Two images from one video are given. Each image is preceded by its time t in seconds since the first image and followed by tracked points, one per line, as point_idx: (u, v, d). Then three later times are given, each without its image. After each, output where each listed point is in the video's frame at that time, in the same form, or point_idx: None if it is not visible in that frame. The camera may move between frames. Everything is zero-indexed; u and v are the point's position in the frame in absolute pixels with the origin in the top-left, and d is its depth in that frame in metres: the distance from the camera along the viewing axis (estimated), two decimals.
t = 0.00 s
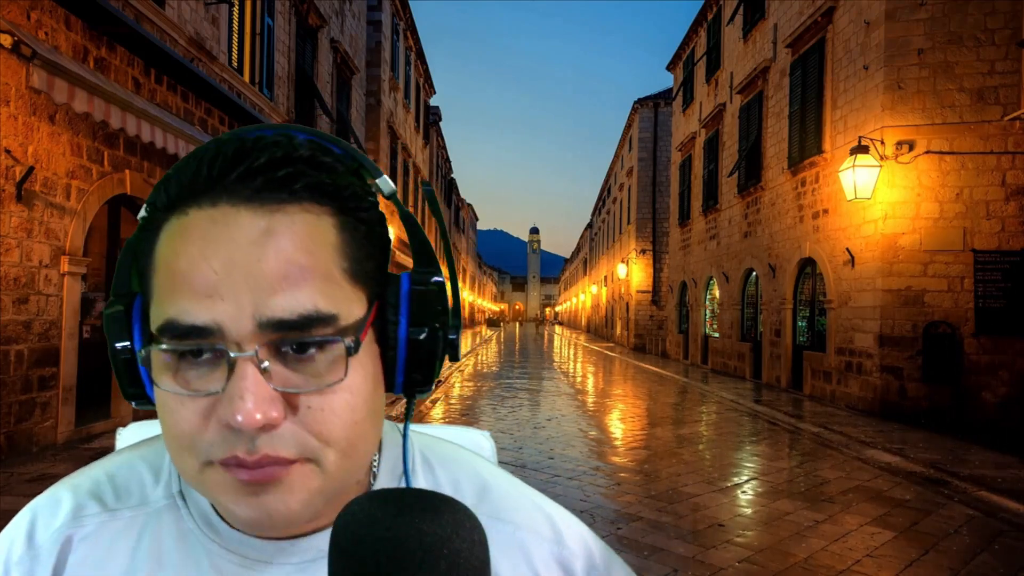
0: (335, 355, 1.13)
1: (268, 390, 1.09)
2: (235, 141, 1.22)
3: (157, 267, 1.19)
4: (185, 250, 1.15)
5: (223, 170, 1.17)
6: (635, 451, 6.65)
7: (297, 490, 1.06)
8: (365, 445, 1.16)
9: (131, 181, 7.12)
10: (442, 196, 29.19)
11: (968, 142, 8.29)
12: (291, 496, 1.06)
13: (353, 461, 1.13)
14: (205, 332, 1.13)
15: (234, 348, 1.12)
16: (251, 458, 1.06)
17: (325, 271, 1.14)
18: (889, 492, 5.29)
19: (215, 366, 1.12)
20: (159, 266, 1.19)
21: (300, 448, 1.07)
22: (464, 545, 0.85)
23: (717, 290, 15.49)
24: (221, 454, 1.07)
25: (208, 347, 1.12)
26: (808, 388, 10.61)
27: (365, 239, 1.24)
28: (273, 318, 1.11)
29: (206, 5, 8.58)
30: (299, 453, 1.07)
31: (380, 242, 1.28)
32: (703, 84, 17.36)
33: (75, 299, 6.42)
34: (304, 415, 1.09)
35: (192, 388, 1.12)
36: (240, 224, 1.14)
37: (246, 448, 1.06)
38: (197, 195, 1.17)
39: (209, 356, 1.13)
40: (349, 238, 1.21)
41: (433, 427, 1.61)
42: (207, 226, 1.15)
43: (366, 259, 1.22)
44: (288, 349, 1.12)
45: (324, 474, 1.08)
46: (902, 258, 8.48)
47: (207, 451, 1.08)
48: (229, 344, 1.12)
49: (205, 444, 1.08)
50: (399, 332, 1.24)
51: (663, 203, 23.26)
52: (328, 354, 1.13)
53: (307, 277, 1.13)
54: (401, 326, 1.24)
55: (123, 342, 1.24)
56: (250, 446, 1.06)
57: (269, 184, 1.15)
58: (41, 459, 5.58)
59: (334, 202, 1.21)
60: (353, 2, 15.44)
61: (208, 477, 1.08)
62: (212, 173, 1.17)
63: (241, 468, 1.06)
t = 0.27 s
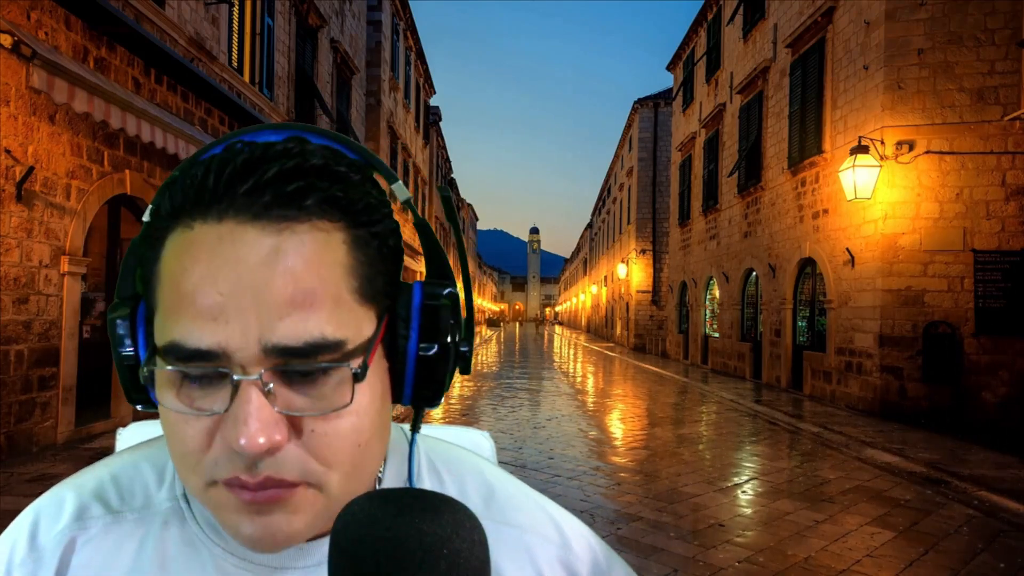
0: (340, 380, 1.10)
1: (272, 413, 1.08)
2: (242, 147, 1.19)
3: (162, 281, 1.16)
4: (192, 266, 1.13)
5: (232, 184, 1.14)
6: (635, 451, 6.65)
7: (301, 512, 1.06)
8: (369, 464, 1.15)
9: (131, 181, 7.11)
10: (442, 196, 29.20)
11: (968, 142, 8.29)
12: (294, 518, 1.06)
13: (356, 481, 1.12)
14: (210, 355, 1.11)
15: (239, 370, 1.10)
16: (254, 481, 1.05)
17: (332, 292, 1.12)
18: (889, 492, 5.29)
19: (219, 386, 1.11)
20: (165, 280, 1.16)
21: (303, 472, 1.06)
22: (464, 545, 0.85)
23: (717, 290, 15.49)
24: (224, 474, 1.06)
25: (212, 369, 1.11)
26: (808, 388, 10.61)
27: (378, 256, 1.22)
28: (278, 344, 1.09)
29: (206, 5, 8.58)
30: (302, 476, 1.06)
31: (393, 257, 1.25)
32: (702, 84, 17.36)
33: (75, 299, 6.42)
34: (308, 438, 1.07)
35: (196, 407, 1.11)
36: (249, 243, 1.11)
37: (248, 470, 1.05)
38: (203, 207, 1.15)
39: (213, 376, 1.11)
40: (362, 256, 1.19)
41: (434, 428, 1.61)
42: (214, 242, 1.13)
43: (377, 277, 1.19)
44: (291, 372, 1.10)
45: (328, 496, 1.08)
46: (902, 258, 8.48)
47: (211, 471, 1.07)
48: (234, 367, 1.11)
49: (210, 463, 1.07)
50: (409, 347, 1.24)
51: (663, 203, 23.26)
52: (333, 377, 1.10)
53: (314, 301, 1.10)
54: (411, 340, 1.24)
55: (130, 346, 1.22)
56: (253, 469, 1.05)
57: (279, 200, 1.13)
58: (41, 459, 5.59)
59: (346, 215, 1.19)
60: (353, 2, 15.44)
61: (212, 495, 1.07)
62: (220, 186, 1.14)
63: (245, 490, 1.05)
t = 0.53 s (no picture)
0: (328, 395, 1.09)
1: (260, 427, 1.08)
2: (235, 150, 1.17)
3: (154, 290, 1.15)
4: (183, 277, 1.12)
5: (222, 193, 1.13)
6: (635, 451, 6.65)
7: (291, 523, 1.06)
8: (363, 475, 1.15)
9: (130, 181, 7.11)
10: (442, 196, 29.20)
11: (968, 142, 8.29)
12: (284, 529, 1.06)
13: (347, 493, 1.11)
14: (196, 369, 1.11)
15: (226, 385, 1.10)
16: (241, 492, 1.06)
17: (322, 304, 1.10)
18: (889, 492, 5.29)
19: (207, 399, 1.11)
20: (156, 289, 1.15)
21: (291, 485, 1.06)
22: (464, 545, 0.85)
23: (717, 290, 15.49)
24: (213, 486, 1.07)
25: (200, 382, 1.10)
26: (808, 388, 10.61)
27: (374, 264, 1.20)
28: (264, 359, 1.08)
29: (206, 5, 8.58)
30: (290, 490, 1.06)
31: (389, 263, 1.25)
32: (703, 84, 17.37)
33: (75, 299, 6.42)
34: (296, 451, 1.07)
35: (187, 417, 1.11)
36: (240, 254, 1.10)
37: (236, 483, 1.05)
38: (193, 215, 1.14)
39: (201, 389, 1.11)
40: (357, 264, 1.18)
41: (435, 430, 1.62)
42: (206, 251, 1.13)
43: (373, 285, 1.18)
44: (279, 386, 1.09)
45: (318, 508, 1.08)
46: (902, 258, 8.47)
47: (201, 483, 1.08)
48: (221, 380, 1.10)
49: (200, 475, 1.08)
50: (407, 356, 1.23)
51: (663, 203, 23.26)
52: (321, 391, 1.09)
53: (301, 315, 1.09)
54: (409, 348, 1.23)
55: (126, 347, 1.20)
56: (241, 481, 1.06)
57: (270, 208, 1.12)
58: (41, 459, 5.59)
59: (340, 223, 1.18)
60: (353, 2, 15.44)
61: (203, 507, 1.08)
62: (210, 194, 1.13)
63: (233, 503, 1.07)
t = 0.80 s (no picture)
0: (325, 396, 1.09)
1: (257, 426, 1.07)
2: (236, 152, 1.18)
3: (153, 291, 1.15)
4: (182, 276, 1.12)
5: (220, 194, 1.13)
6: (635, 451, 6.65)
7: (289, 522, 1.05)
8: (361, 474, 1.14)
9: (130, 181, 7.11)
10: (442, 196, 29.19)
11: (968, 142, 8.29)
12: (282, 528, 1.05)
13: (345, 492, 1.10)
14: (194, 369, 1.10)
15: (223, 384, 1.09)
16: (239, 492, 1.05)
17: (318, 306, 1.09)
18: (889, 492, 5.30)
19: (204, 399, 1.10)
20: (154, 290, 1.15)
21: (289, 482, 1.05)
22: (464, 545, 0.85)
23: (717, 290, 15.49)
24: (211, 485, 1.06)
25: (197, 382, 1.10)
26: (808, 388, 10.61)
27: (373, 265, 1.21)
28: (260, 360, 1.08)
29: (206, 5, 8.58)
30: (289, 488, 1.05)
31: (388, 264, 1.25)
32: (703, 84, 17.37)
33: (75, 299, 6.42)
34: (292, 450, 1.06)
35: (185, 418, 1.11)
36: (238, 254, 1.10)
37: (233, 482, 1.04)
38: (191, 217, 1.14)
39: (197, 389, 1.10)
40: (356, 265, 1.18)
41: (434, 430, 1.61)
42: (203, 252, 1.12)
43: (371, 286, 1.19)
44: (275, 386, 1.09)
45: (316, 506, 1.07)
46: (902, 258, 8.47)
47: (199, 482, 1.07)
48: (218, 380, 1.09)
49: (198, 474, 1.07)
50: (405, 357, 1.23)
51: (663, 203, 23.27)
52: (318, 391, 1.08)
53: (298, 317, 1.08)
54: (408, 349, 1.23)
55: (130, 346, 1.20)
56: (238, 480, 1.05)
57: (267, 209, 1.12)
58: (41, 459, 5.59)
59: (338, 225, 1.17)
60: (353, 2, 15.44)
61: (201, 506, 1.08)
62: (209, 196, 1.13)
63: (231, 501, 1.06)
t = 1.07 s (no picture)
0: (324, 393, 1.09)
1: (255, 424, 1.07)
2: (235, 151, 1.17)
3: (154, 291, 1.15)
4: (182, 275, 1.12)
5: (220, 193, 1.13)
6: (635, 451, 6.66)
7: (287, 520, 1.06)
8: (360, 473, 1.14)
9: (130, 181, 7.11)
10: (442, 196, 29.20)
11: (968, 142, 8.29)
12: (281, 525, 1.06)
13: (344, 490, 1.11)
14: (194, 367, 1.10)
15: (222, 382, 1.09)
16: (239, 488, 1.06)
17: (316, 305, 1.09)
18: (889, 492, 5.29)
19: (204, 396, 1.10)
20: (156, 290, 1.15)
21: (288, 480, 1.06)
22: (464, 545, 0.85)
23: (717, 290, 15.49)
24: (210, 482, 1.06)
25: (196, 379, 1.10)
26: (809, 388, 10.61)
27: (371, 263, 1.21)
28: (259, 358, 1.08)
29: (206, 5, 8.57)
30: (287, 485, 1.06)
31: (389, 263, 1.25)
32: (703, 84, 17.37)
33: (75, 299, 6.41)
34: (290, 448, 1.07)
35: (184, 414, 1.11)
36: (238, 253, 1.10)
37: (232, 478, 1.05)
38: (190, 216, 1.14)
39: (198, 386, 1.11)
40: (354, 264, 1.17)
41: (433, 429, 1.61)
42: (203, 251, 1.12)
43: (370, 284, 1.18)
44: (275, 385, 1.09)
45: (314, 503, 1.07)
46: (902, 258, 8.48)
47: (199, 479, 1.07)
48: (218, 377, 1.09)
49: (197, 472, 1.08)
50: (404, 356, 1.23)
51: (663, 203, 23.26)
52: (317, 389, 1.09)
53: (296, 316, 1.08)
54: (406, 348, 1.22)
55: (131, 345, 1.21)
56: (237, 477, 1.05)
57: (267, 207, 1.12)
58: (41, 459, 5.59)
59: (336, 224, 1.17)
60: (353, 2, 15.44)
61: (201, 502, 1.08)
62: (209, 196, 1.13)
63: (230, 499, 1.06)
